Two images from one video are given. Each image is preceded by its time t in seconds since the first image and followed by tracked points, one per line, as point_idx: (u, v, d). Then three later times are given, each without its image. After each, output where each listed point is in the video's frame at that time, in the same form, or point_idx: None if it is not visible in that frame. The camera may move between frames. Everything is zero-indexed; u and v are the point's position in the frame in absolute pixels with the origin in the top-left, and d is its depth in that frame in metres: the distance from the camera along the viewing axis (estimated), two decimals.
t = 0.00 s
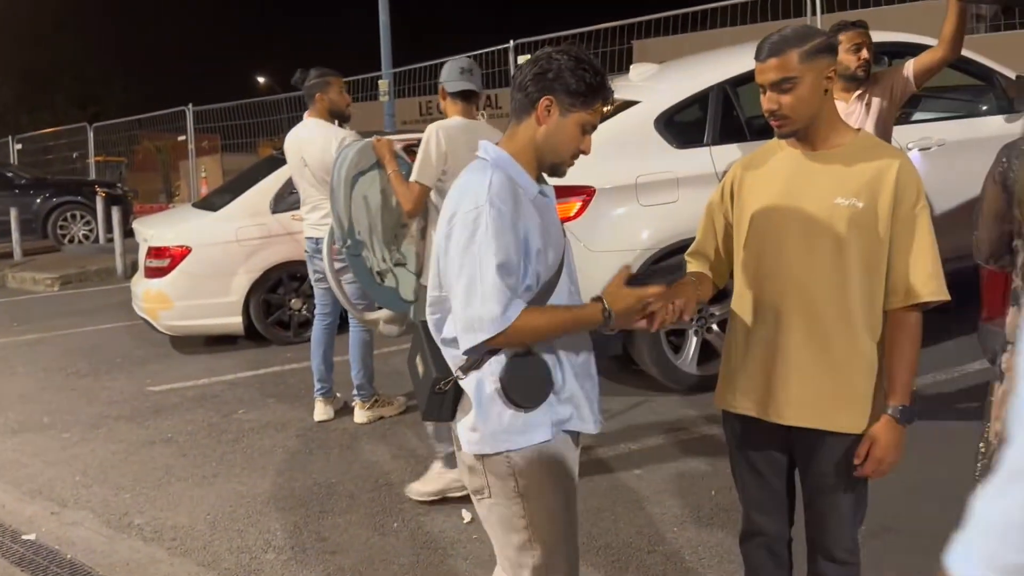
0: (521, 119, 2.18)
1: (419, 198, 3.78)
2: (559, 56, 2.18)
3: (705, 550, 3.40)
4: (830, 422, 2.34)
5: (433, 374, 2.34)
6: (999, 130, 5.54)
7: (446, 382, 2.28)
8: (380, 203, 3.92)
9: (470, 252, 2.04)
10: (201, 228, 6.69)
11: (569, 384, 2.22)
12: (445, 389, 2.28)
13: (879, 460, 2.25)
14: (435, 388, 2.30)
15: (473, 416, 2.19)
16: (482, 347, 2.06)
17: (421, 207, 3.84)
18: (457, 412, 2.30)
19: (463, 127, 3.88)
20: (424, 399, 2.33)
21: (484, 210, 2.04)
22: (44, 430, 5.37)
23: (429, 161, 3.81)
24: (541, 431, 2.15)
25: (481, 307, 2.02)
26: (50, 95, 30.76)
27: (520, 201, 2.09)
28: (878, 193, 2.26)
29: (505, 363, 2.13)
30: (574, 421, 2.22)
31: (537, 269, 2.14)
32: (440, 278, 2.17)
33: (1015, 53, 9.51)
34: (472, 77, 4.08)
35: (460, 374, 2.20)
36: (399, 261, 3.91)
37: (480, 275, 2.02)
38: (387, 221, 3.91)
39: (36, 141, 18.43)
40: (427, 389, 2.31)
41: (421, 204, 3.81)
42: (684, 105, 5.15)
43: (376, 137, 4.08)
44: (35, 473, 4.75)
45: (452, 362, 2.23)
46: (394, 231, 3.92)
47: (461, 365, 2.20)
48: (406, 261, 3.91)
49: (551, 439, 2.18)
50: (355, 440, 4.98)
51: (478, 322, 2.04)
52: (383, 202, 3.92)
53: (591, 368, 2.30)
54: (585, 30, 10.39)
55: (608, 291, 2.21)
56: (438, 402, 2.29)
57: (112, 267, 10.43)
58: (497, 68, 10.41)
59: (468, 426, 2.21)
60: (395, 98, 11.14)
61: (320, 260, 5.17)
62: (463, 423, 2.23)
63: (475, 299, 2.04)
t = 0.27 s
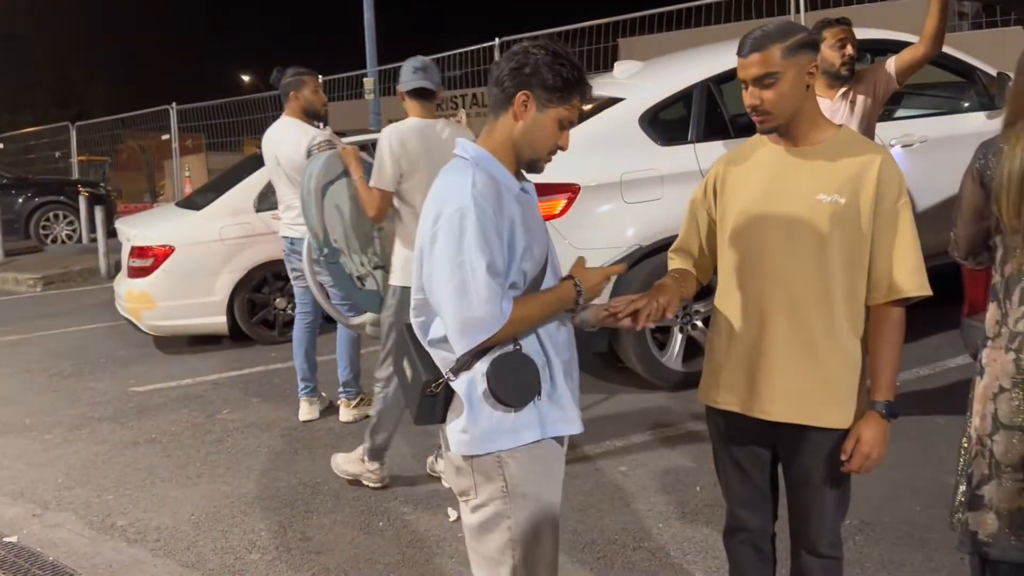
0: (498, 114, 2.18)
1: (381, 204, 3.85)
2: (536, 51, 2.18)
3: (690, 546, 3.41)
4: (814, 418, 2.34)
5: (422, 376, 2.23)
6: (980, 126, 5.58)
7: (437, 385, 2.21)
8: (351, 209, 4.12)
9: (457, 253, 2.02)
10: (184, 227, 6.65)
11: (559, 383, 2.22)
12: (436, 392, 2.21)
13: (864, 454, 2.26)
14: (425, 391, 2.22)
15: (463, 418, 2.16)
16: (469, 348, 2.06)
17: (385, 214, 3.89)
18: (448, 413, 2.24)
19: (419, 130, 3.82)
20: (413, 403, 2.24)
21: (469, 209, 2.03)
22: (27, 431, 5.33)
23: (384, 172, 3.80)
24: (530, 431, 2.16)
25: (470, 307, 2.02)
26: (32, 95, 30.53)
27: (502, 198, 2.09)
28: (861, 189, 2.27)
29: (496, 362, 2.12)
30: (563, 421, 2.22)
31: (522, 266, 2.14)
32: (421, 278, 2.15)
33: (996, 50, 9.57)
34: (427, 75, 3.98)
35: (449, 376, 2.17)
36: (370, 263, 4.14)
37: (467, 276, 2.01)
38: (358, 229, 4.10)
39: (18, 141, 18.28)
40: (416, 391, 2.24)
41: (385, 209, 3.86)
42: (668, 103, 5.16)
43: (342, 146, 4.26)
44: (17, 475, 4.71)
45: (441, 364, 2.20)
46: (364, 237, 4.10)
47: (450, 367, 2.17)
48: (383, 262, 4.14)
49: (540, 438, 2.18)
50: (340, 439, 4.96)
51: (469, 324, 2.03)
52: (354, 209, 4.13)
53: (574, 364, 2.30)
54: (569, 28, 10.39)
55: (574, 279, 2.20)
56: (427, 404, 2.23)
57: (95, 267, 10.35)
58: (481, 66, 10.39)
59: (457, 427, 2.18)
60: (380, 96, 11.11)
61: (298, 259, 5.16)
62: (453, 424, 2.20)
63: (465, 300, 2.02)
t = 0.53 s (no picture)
0: (479, 109, 2.17)
1: (336, 203, 3.90)
2: (515, 44, 2.17)
3: (677, 542, 3.41)
4: (799, 413, 2.34)
5: (413, 378, 2.18)
6: (964, 123, 5.60)
7: (430, 386, 2.17)
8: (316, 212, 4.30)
9: (441, 249, 2.01)
10: (168, 226, 6.61)
11: (550, 380, 2.23)
12: (429, 392, 2.17)
13: (850, 448, 2.26)
14: (417, 393, 2.17)
15: (459, 416, 2.13)
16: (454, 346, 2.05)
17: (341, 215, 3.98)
18: (440, 413, 2.20)
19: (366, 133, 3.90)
20: (403, 405, 2.20)
21: (452, 205, 2.02)
22: (10, 432, 5.29)
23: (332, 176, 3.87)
24: (522, 428, 2.16)
25: (456, 304, 2.01)
26: (16, 94, 30.31)
27: (485, 195, 2.08)
28: (844, 184, 2.27)
29: (489, 360, 2.11)
30: (554, 417, 2.23)
31: (506, 261, 2.14)
32: (404, 276, 2.14)
33: (980, 48, 9.62)
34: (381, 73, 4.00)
35: (442, 375, 2.15)
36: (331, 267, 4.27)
37: (450, 272, 2.01)
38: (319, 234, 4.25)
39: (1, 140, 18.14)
40: (407, 392, 2.19)
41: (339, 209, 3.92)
42: (654, 100, 5.16)
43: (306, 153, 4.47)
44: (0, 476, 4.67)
45: (431, 365, 2.17)
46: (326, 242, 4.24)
47: (443, 366, 2.15)
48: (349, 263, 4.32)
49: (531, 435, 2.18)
50: (327, 438, 4.95)
51: (455, 320, 2.02)
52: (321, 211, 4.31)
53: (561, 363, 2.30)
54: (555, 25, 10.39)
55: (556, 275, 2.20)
56: (418, 405, 2.18)
57: (79, 267, 10.28)
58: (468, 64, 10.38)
59: (452, 426, 2.15)
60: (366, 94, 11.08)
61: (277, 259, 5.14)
62: (447, 423, 2.17)
63: (449, 297, 2.01)
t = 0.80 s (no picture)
0: (469, 105, 2.16)
1: (293, 199, 4.04)
2: (507, 41, 2.16)
3: (666, 538, 3.41)
4: (788, 409, 2.34)
5: (403, 375, 2.16)
6: (950, 120, 5.63)
7: (419, 383, 2.16)
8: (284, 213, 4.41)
9: (432, 245, 2.01)
10: (155, 225, 6.58)
11: (541, 377, 2.22)
12: (418, 391, 2.16)
13: (839, 442, 2.26)
14: (406, 391, 2.16)
15: (448, 413, 2.13)
16: (446, 343, 2.04)
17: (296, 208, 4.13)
18: (428, 411, 2.19)
19: (323, 133, 4.03)
20: (392, 402, 2.18)
21: (443, 201, 2.02)
22: None
23: (287, 172, 4.00)
24: (511, 425, 2.15)
25: (447, 299, 2.00)
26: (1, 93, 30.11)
27: (474, 191, 2.08)
28: (832, 179, 2.28)
29: (479, 356, 2.11)
30: (544, 415, 2.22)
31: (496, 257, 2.14)
32: (393, 273, 2.13)
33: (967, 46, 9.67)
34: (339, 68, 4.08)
35: (432, 373, 2.15)
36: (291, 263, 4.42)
37: (441, 268, 2.00)
38: (280, 230, 4.40)
39: None
40: (395, 391, 2.17)
41: (294, 204, 4.06)
42: (642, 97, 5.16)
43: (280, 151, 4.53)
44: None
45: (421, 363, 2.16)
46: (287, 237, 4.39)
47: (432, 364, 2.14)
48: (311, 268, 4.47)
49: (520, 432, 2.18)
50: (315, 437, 4.93)
51: (447, 317, 2.01)
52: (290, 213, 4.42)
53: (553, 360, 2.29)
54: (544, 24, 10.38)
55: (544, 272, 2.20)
56: (407, 402, 2.17)
57: (66, 267, 10.22)
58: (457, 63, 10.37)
59: (441, 424, 2.14)
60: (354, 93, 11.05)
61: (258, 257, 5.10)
62: (436, 421, 2.16)
63: (441, 293, 2.00)
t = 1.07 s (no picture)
0: (464, 109, 2.17)
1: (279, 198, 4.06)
2: (500, 46, 2.17)
3: (661, 540, 3.42)
4: (782, 411, 2.35)
5: (398, 378, 2.17)
6: (943, 122, 5.65)
7: (415, 387, 2.16)
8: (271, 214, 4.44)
9: (427, 249, 2.01)
10: (150, 227, 6.57)
11: (536, 379, 2.23)
12: (414, 394, 2.16)
13: (835, 444, 2.27)
14: (401, 395, 2.16)
15: (445, 417, 2.13)
16: (438, 346, 2.04)
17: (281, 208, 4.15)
18: (424, 414, 2.20)
19: (311, 139, 4.02)
20: (388, 406, 2.19)
21: (438, 206, 2.02)
22: None
23: (272, 173, 4.01)
24: (506, 428, 2.15)
25: (441, 303, 2.01)
26: None
27: (469, 195, 2.08)
28: (825, 182, 2.28)
29: (475, 359, 2.11)
30: (540, 418, 2.22)
31: (491, 261, 2.14)
32: (388, 277, 2.14)
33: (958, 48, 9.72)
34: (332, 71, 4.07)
35: (427, 376, 2.15)
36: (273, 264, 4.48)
37: (435, 272, 2.00)
38: (265, 230, 4.43)
39: None
40: (392, 394, 2.18)
41: (279, 205, 4.07)
42: (637, 99, 5.18)
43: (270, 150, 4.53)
44: None
45: (416, 367, 2.16)
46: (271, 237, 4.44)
47: (427, 367, 2.15)
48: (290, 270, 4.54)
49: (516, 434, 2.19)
50: (310, 440, 4.93)
51: (441, 321, 2.02)
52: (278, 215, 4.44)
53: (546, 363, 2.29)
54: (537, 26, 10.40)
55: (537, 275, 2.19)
56: (403, 406, 2.17)
57: (59, 270, 10.19)
58: (450, 65, 10.38)
59: (437, 427, 2.15)
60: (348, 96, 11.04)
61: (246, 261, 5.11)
62: (433, 424, 2.16)
63: (435, 296, 2.01)
